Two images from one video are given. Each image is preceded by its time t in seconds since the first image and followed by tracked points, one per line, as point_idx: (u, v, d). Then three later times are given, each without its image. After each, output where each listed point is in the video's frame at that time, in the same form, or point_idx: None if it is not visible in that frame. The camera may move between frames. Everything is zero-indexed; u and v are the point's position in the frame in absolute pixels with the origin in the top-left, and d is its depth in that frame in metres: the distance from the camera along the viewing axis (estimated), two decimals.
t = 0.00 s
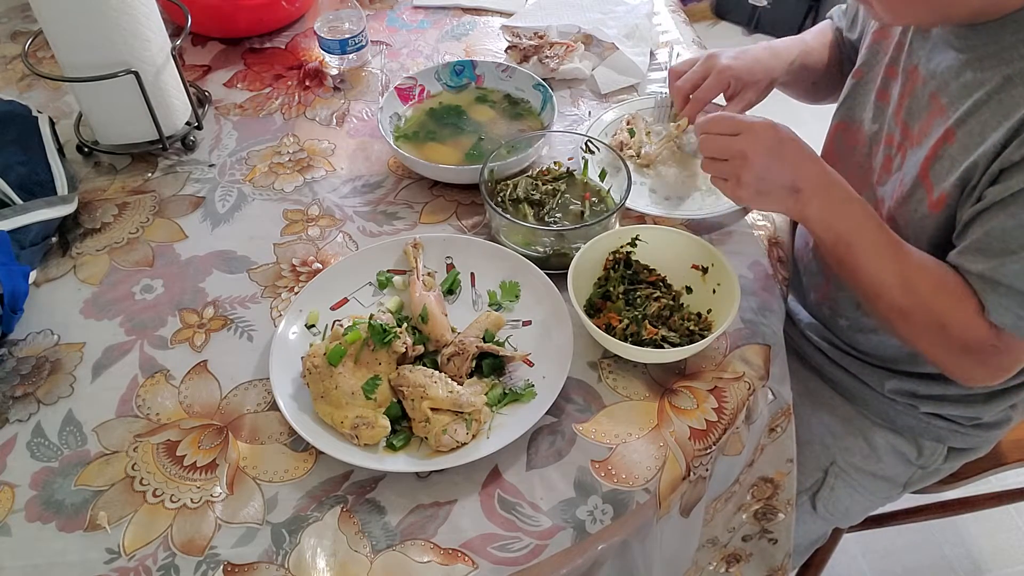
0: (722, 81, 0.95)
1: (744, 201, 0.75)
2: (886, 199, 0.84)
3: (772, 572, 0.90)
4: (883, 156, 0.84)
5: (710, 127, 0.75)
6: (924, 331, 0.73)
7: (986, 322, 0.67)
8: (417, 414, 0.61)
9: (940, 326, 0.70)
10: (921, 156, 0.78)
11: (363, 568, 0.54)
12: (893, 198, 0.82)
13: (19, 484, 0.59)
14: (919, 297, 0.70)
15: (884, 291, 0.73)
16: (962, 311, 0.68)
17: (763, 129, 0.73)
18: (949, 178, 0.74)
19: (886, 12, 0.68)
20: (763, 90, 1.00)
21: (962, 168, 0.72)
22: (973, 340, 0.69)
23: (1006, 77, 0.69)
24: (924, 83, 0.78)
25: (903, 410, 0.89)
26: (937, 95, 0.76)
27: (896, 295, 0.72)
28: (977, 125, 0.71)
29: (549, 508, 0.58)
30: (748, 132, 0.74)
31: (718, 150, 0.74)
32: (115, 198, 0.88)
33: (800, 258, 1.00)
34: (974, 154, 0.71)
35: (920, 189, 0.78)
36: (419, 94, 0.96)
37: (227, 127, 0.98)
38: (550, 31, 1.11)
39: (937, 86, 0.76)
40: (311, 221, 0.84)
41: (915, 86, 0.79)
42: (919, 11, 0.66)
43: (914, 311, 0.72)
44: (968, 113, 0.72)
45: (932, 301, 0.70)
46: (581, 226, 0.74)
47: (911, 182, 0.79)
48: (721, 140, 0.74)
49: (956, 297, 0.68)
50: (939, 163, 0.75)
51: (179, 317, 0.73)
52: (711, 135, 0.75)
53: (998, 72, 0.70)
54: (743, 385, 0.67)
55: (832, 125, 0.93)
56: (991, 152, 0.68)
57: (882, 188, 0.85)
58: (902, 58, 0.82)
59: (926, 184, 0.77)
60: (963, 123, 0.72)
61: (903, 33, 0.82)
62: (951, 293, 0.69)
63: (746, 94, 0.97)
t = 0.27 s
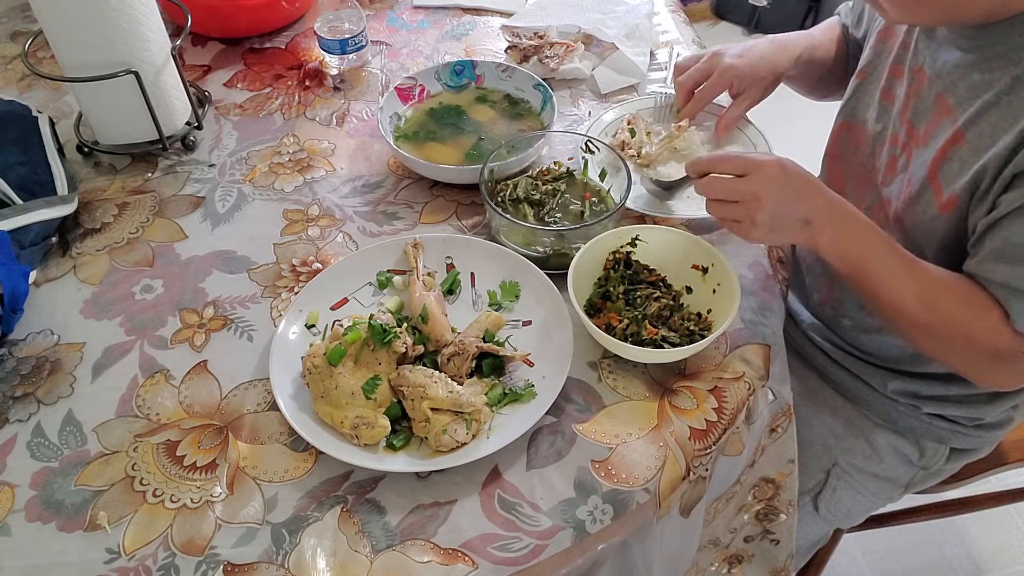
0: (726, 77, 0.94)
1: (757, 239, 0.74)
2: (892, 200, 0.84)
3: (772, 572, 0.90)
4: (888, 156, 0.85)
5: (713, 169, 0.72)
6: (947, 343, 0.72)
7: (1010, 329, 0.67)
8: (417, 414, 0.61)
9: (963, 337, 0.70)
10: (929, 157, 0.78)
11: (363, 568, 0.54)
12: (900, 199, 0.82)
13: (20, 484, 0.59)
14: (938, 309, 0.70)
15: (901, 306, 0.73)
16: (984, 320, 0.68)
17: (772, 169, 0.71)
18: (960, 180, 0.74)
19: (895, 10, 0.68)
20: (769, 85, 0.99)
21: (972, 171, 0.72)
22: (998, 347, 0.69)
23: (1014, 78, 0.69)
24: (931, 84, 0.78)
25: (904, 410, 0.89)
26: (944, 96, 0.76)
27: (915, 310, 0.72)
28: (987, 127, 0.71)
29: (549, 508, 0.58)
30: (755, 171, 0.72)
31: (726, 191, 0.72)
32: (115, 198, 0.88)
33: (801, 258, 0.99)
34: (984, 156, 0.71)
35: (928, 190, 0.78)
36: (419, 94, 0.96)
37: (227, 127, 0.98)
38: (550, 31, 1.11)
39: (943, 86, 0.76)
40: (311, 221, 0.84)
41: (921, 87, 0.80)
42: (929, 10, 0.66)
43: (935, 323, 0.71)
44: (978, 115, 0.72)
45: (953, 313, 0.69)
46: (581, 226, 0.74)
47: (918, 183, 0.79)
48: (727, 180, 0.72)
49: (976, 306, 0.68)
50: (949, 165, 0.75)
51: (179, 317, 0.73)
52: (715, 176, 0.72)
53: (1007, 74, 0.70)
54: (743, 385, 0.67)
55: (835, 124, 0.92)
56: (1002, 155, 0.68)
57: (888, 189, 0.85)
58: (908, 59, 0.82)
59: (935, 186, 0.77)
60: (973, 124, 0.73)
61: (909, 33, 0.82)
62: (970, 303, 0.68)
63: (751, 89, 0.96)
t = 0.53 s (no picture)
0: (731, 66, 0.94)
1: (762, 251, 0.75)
2: (895, 199, 0.84)
3: (772, 572, 0.90)
4: (892, 155, 0.85)
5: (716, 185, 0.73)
6: (954, 348, 0.72)
7: (1021, 333, 0.67)
8: (417, 414, 0.61)
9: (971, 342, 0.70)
10: (933, 156, 0.78)
11: (363, 568, 0.54)
12: (904, 198, 0.82)
13: (20, 484, 0.59)
14: (946, 312, 0.70)
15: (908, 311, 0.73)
16: (996, 324, 0.68)
17: (769, 189, 0.71)
18: (965, 181, 0.74)
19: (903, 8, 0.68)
20: (773, 77, 0.99)
21: (979, 172, 0.72)
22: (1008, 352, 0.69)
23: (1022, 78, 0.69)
24: (935, 83, 0.78)
25: (905, 409, 0.89)
26: (949, 95, 0.76)
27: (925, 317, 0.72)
28: (994, 128, 0.71)
29: (549, 508, 0.58)
30: (754, 189, 0.72)
31: (726, 208, 0.73)
32: (115, 198, 0.88)
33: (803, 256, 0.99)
34: (992, 158, 0.71)
35: (933, 190, 0.78)
36: (419, 94, 0.96)
37: (227, 127, 0.98)
38: (550, 31, 1.11)
39: (948, 86, 0.76)
40: (311, 221, 0.84)
41: (926, 85, 0.79)
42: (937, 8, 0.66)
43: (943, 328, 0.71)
44: (984, 115, 0.72)
45: (964, 318, 0.69)
46: (581, 226, 0.74)
47: (922, 183, 0.79)
48: (729, 197, 0.73)
49: (987, 310, 0.68)
50: (955, 164, 0.75)
51: (179, 317, 0.73)
52: (718, 193, 0.74)
53: (1015, 74, 0.70)
54: (743, 385, 0.67)
55: (838, 123, 0.92)
56: (1009, 156, 0.68)
57: (891, 188, 0.85)
58: (913, 58, 0.82)
59: (940, 185, 0.77)
60: (978, 125, 0.73)
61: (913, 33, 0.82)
62: (981, 307, 0.69)
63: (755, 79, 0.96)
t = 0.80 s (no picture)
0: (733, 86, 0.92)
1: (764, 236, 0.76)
2: (897, 198, 0.84)
3: (772, 572, 0.90)
4: (893, 154, 0.85)
5: (718, 169, 0.75)
6: (953, 344, 0.72)
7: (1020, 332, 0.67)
8: (417, 414, 0.61)
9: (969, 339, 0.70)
10: (936, 154, 0.78)
11: (363, 568, 0.54)
12: (906, 196, 0.82)
13: (20, 484, 0.59)
14: (945, 309, 0.70)
15: (908, 305, 0.73)
16: (998, 326, 0.68)
17: (762, 176, 0.72)
18: (967, 179, 0.74)
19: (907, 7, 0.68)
20: (775, 93, 0.98)
21: (981, 171, 0.72)
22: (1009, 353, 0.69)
23: None
24: (938, 81, 0.78)
25: (905, 409, 0.89)
26: (952, 93, 0.76)
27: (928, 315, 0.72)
28: (996, 126, 0.71)
29: (549, 508, 0.58)
30: (751, 175, 0.73)
31: (726, 192, 0.75)
32: (115, 198, 0.88)
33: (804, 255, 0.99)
34: (994, 156, 0.71)
35: (936, 188, 0.78)
36: (419, 94, 0.96)
37: (227, 127, 0.98)
38: (550, 31, 1.11)
39: (951, 84, 0.76)
40: (311, 221, 0.84)
41: (929, 83, 0.79)
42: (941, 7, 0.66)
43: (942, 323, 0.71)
44: (987, 113, 0.72)
45: (963, 316, 0.69)
46: (581, 227, 0.74)
47: (925, 181, 0.79)
48: (730, 182, 0.74)
49: (990, 311, 0.68)
50: (957, 163, 0.75)
51: (179, 317, 0.73)
52: (720, 177, 0.76)
53: (1018, 72, 0.70)
54: (743, 385, 0.67)
55: (840, 121, 0.92)
56: (1011, 155, 0.68)
57: (894, 187, 0.85)
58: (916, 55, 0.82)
59: (942, 183, 0.77)
60: (981, 123, 0.73)
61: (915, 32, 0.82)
62: (984, 308, 0.69)
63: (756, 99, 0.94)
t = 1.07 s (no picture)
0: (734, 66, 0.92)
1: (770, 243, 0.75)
2: (897, 198, 0.84)
3: (773, 572, 0.90)
4: (893, 153, 0.85)
5: (728, 176, 0.74)
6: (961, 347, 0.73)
7: None
8: (417, 414, 0.61)
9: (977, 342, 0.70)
10: (936, 154, 0.78)
11: (363, 568, 0.54)
12: (906, 195, 0.82)
13: (20, 484, 0.59)
14: (952, 312, 0.71)
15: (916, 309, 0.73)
16: (1006, 330, 0.68)
17: (778, 182, 0.71)
18: (968, 179, 0.74)
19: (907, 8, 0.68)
20: (776, 76, 0.98)
21: (982, 170, 0.72)
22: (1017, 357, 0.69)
23: None
24: (940, 80, 0.78)
25: (906, 409, 0.89)
26: (953, 93, 0.76)
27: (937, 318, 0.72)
28: (997, 126, 0.71)
29: (549, 508, 0.58)
30: (764, 181, 0.72)
31: (737, 200, 0.73)
32: (115, 198, 0.88)
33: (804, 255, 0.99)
34: (994, 156, 0.71)
35: (936, 187, 0.78)
36: (419, 94, 0.96)
37: (227, 126, 0.98)
38: (550, 31, 1.11)
39: (952, 83, 0.76)
40: (311, 221, 0.84)
41: (930, 83, 0.79)
42: (943, 9, 0.66)
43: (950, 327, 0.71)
44: (988, 113, 0.72)
45: (972, 320, 0.69)
46: (581, 226, 0.74)
47: (925, 180, 0.79)
48: (740, 189, 0.73)
49: (999, 314, 0.68)
50: (957, 162, 0.75)
51: (179, 317, 0.73)
52: (729, 184, 0.74)
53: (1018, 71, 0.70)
54: (743, 385, 0.67)
55: (840, 120, 0.92)
56: (1012, 154, 0.68)
57: (894, 186, 0.85)
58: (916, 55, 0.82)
59: (943, 183, 0.77)
60: (981, 123, 0.72)
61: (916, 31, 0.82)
62: (992, 311, 0.69)
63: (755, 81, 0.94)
